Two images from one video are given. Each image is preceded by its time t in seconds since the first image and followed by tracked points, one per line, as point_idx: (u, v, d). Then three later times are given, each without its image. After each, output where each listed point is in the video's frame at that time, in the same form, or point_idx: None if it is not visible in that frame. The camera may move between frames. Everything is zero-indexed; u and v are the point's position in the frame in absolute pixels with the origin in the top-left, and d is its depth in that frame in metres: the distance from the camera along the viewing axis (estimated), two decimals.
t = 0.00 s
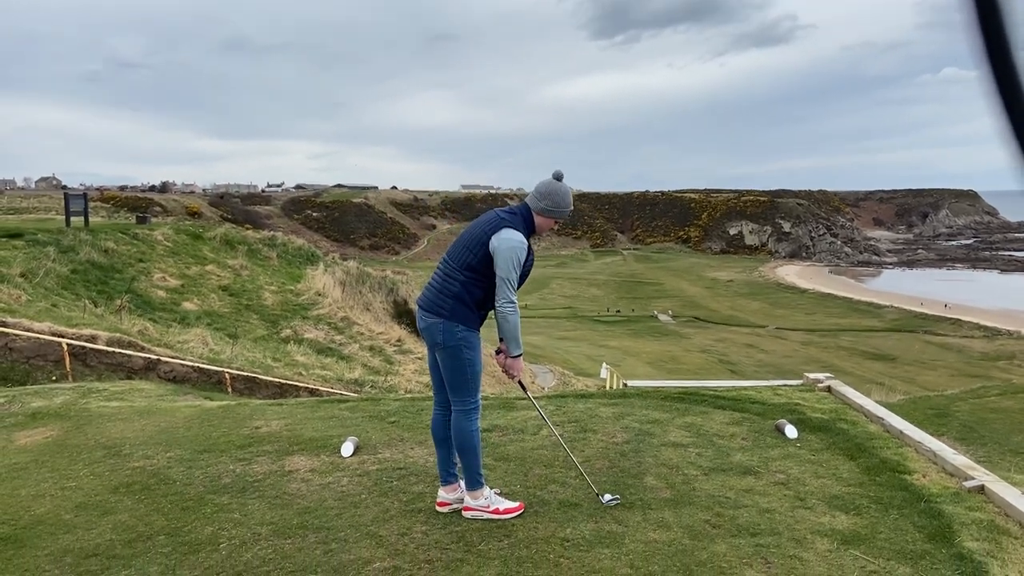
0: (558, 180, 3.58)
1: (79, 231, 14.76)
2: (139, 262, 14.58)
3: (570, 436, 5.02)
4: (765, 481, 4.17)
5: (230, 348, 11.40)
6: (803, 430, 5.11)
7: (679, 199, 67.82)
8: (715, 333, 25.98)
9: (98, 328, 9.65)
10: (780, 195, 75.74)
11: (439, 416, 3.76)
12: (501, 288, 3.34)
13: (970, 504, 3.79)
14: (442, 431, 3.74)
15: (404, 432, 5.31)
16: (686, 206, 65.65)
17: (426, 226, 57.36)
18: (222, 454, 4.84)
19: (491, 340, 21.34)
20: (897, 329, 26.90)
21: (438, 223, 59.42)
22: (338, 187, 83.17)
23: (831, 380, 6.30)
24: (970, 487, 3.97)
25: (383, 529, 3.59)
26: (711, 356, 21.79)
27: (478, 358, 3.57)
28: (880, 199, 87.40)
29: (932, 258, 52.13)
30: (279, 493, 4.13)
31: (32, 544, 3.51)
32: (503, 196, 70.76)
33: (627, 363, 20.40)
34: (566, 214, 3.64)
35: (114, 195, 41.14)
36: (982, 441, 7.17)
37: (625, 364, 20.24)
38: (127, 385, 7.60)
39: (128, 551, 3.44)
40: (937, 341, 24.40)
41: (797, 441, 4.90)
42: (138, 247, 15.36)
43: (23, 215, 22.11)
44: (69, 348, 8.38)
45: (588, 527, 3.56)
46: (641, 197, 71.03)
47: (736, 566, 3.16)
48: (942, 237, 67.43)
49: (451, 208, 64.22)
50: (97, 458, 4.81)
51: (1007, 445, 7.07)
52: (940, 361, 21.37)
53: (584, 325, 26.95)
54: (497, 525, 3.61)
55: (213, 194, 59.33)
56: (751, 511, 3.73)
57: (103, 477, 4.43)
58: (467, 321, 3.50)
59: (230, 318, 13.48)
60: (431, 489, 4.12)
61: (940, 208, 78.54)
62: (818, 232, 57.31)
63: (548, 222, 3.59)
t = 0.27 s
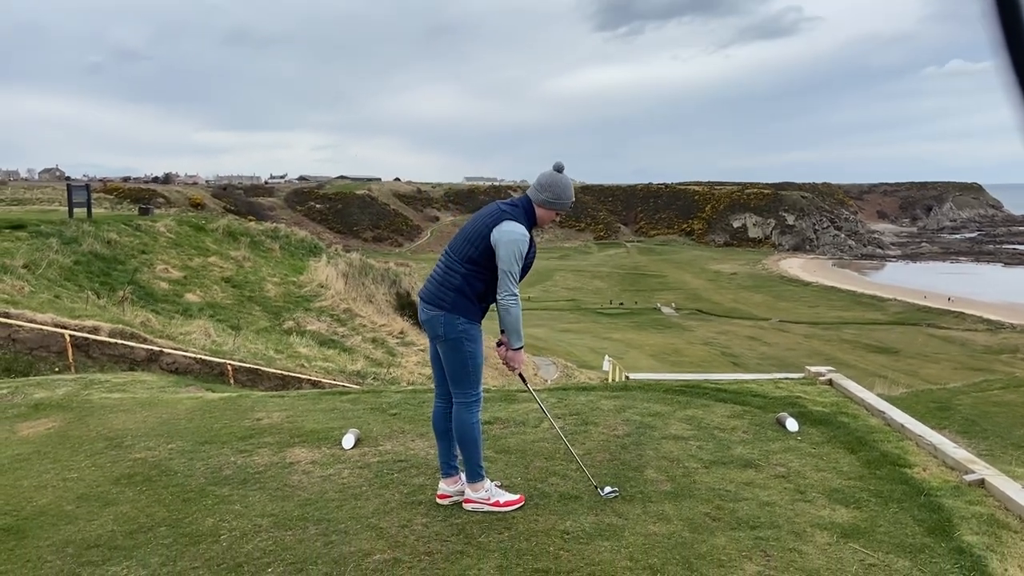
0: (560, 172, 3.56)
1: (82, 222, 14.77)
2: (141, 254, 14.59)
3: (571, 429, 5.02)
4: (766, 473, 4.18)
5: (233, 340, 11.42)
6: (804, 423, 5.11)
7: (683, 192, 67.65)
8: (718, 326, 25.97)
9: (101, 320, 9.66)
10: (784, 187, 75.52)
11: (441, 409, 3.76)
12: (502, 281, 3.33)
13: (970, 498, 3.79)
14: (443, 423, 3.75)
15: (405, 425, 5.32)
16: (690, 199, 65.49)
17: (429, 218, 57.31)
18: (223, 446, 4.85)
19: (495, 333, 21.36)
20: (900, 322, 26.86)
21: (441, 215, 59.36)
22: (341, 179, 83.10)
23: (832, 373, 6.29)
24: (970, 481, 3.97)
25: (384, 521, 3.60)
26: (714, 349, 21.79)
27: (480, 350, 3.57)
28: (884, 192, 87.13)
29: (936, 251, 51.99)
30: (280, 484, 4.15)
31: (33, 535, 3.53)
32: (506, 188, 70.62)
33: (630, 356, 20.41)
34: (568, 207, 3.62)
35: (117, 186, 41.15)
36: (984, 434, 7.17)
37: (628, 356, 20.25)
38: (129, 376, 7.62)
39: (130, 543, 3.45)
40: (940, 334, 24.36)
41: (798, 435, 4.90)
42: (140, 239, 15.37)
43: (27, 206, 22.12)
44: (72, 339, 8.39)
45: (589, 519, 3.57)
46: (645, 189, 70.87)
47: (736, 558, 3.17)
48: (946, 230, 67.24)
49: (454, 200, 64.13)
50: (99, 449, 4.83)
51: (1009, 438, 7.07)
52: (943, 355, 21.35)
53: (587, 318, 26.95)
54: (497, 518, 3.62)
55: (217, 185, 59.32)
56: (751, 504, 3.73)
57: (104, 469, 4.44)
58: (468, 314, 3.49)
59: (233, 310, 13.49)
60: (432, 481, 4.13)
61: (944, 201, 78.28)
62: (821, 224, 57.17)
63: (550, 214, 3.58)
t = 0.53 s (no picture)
0: (559, 167, 3.55)
1: (87, 214, 14.81)
2: (147, 246, 14.64)
3: (572, 422, 5.02)
4: (766, 467, 4.17)
5: (237, 332, 11.45)
6: (805, 417, 5.10)
7: (689, 184, 67.41)
8: (724, 318, 25.92)
9: (106, 312, 9.70)
10: (791, 179, 75.17)
11: (440, 402, 3.77)
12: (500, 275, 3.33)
13: (970, 492, 3.78)
14: (443, 417, 3.75)
15: (407, 417, 5.33)
16: (696, 191, 65.26)
17: (435, 210, 57.28)
18: (224, 438, 4.87)
19: (500, 325, 21.36)
20: (907, 314, 26.77)
21: (447, 207, 59.32)
22: (347, 171, 83.11)
23: (835, 366, 6.27)
24: (970, 474, 3.96)
25: (384, 514, 3.61)
26: (720, 341, 21.75)
27: (478, 344, 3.57)
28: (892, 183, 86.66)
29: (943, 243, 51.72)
30: (280, 477, 4.16)
31: (35, 527, 3.56)
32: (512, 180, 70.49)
33: (635, 348, 20.41)
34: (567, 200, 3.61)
35: (124, 178, 41.23)
36: (989, 427, 7.14)
37: (634, 348, 20.25)
38: (133, 368, 7.66)
39: (130, 535, 3.48)
40: (947, 327, 24.26)
41: (799, 428, 4.89)
42: (146, 231, 15.41)
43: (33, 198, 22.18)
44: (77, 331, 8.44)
45: (588, 513, 3.58)
46: (651, 181, 70.64)
47: (733, 552, 3.17)
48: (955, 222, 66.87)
49: (460, 192, 64.05)
50: (101, 441, 4.86)
51: (1015, 432, 7.04)
52: (950, 347, 21.27)
53: (592, 310, 26.94)
54: (496, 511, 3.63)
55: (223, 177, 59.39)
56: (750, 498, 3.73)
57: (106, 461, 4.47)
58: (466, 308, 3.49)
59: (237, 302, 13.53)
60: (432, 474, 4.14)
61: (953, 192, 77.80)
62: (829, 216, 56.92)
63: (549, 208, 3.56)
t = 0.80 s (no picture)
0: (548, 160, 3.53)
1: (94, 209, 14.87)
2: (152, 240, 14.69)
3: (566, 415, 5.02)
4: (757, 460, 4.16)
5: (241, 325, 11.48)
6: (800, 410, 5.08)
7: (698, 177, 67.12)
8: (732, 312, 25.83)
9: (109, 306, 9.74)
10: (801, 172, 74.73)
11: (429, 395, 3.77)
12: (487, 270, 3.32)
13: (960, 485, 3.76)
14: (432, 409, 3.75)
15: (402, 411, 5.34)
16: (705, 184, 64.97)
17: (444, 204, 57.24)
18: (220, 431, 4.89)
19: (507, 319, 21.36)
20: (916, 307, 26.62)
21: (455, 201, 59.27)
22: (356, 165, 83.18)
23: (832, 359, 6.23)
24: (961, 468, 3.94)
25: (373, 506, 3.62)
26: (729, 335, 21.68)
27: (466, 337, 3.56)
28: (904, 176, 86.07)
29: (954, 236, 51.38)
30: (272, 470, 4.18)
31: (27, 519, 3.59)
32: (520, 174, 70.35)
33: (643, 342, 20.38)
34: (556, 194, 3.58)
35: (134, 173, 41.36)
36: (994, 421, 7.09)
37: (642, 342, 20.22)
38: (134, 362, 7.70)
39: (120, 527, 3.50)
40: (957, 320, 24.12)
41: (793, 421, 4.88)
42: (152, 225, 15.46)
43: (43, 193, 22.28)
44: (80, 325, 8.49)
45: (576, 506, 3.58)
46: (659, 174, 70.36)
47: (719, 545, 3.17)
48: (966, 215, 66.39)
49: (468, 185, 63.96)
50: (97, 434, 4.89)
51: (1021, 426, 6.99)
52: (960, 341, 21.15)
53: (600, 304, 26.90)
54: (484, 503, 3.63)
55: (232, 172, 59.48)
56: (740, 491, 3.72)
57: (100, 454, 4.50)
58: (453, 301, 3.49)
59: (242, 296, 13.57)
60: (423, 467, 4.15)
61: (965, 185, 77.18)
62: (838, 209, 56.60)
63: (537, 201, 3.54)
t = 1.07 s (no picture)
0: (523, 155, 3.52)
1: (102, 207, 14.97)
2: (159, 238, 14.78)
3: (552, 411, 5.02)
4: (738, 455, 4.15)
5: (243, 322, 11.53)
6: (785, 405, 5.07)
7: (709, 173, 66.81)
8: (743, 307, 25.72)
9: (112, 303, 9.82)
10: (813, 168, 74.21)
11: (408, 391, 3.78)
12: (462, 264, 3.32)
13: (938, 481, 3.74)
14: (411, 405, 3.76)
15: (390, 406, 5.35)
16: (716, 179, 64.65)
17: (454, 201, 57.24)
18: (208, 427, 4.92)
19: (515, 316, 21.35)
20: (928, 303, 26.43)
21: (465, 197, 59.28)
22: (366, 162, 83.28)
23: (823, 354, 6.19)
24: (941, 463, 3.92)
25: (350, 502, 3.64)
26: (739, 331, 21.59)
27: (444, 333, 3.57)
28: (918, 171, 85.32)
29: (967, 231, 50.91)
30: (256, 465, 4.20)
31: (10, 514, 3.62)
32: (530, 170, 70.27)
33: (653, 338, 20.33)
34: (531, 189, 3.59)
35: (147, 171, 41.58)
36: (998, 417, 7.02)
37: (652, 339, 20.17)
38: (134, 358, 7.76)
39: (101, 522, 3.53)
40: (969, 316, 23.92)
41: (778, 417, 4.86)
42: (158, 223, 15.55)
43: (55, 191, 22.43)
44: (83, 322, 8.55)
45: (552, 501, 3.58)
46: (670, 170, 70.08)
47: (690, 540, 3.17)
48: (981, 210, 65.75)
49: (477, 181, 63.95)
50: (88, 430, 4.93)
51: None
52: (973, 337, 20.98)
53: (609, 300, 26.86)
54: (460, 498, 3.65)
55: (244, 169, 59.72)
56: (717, 486, 3.72)
57: (89, 449, 4.53)
58: (430, 296, 3.49)
59: (247, 293, 13.63)
60: (404, 462, 4.16)
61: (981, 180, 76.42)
62: (850, 204, 56.20)
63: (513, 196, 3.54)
